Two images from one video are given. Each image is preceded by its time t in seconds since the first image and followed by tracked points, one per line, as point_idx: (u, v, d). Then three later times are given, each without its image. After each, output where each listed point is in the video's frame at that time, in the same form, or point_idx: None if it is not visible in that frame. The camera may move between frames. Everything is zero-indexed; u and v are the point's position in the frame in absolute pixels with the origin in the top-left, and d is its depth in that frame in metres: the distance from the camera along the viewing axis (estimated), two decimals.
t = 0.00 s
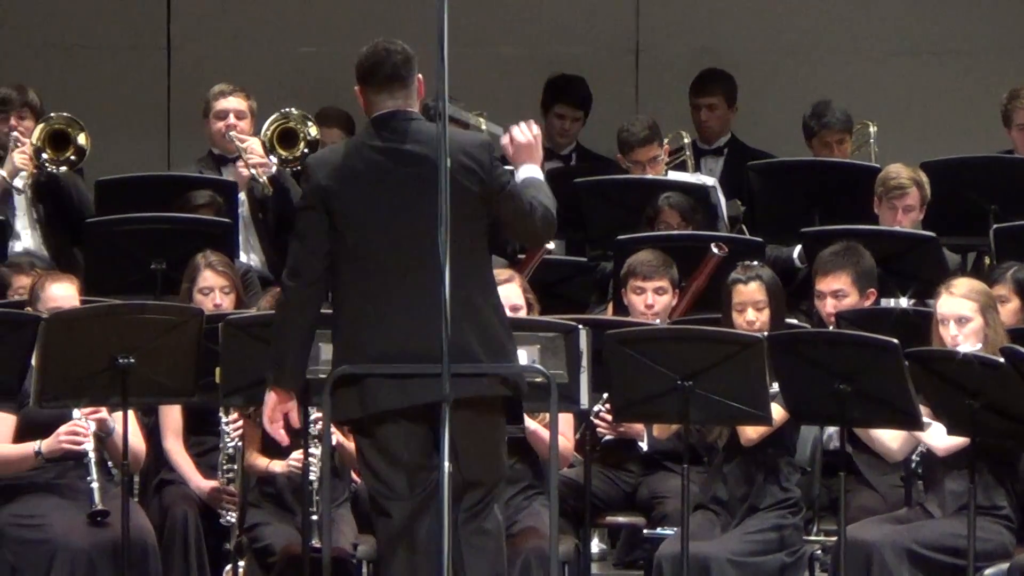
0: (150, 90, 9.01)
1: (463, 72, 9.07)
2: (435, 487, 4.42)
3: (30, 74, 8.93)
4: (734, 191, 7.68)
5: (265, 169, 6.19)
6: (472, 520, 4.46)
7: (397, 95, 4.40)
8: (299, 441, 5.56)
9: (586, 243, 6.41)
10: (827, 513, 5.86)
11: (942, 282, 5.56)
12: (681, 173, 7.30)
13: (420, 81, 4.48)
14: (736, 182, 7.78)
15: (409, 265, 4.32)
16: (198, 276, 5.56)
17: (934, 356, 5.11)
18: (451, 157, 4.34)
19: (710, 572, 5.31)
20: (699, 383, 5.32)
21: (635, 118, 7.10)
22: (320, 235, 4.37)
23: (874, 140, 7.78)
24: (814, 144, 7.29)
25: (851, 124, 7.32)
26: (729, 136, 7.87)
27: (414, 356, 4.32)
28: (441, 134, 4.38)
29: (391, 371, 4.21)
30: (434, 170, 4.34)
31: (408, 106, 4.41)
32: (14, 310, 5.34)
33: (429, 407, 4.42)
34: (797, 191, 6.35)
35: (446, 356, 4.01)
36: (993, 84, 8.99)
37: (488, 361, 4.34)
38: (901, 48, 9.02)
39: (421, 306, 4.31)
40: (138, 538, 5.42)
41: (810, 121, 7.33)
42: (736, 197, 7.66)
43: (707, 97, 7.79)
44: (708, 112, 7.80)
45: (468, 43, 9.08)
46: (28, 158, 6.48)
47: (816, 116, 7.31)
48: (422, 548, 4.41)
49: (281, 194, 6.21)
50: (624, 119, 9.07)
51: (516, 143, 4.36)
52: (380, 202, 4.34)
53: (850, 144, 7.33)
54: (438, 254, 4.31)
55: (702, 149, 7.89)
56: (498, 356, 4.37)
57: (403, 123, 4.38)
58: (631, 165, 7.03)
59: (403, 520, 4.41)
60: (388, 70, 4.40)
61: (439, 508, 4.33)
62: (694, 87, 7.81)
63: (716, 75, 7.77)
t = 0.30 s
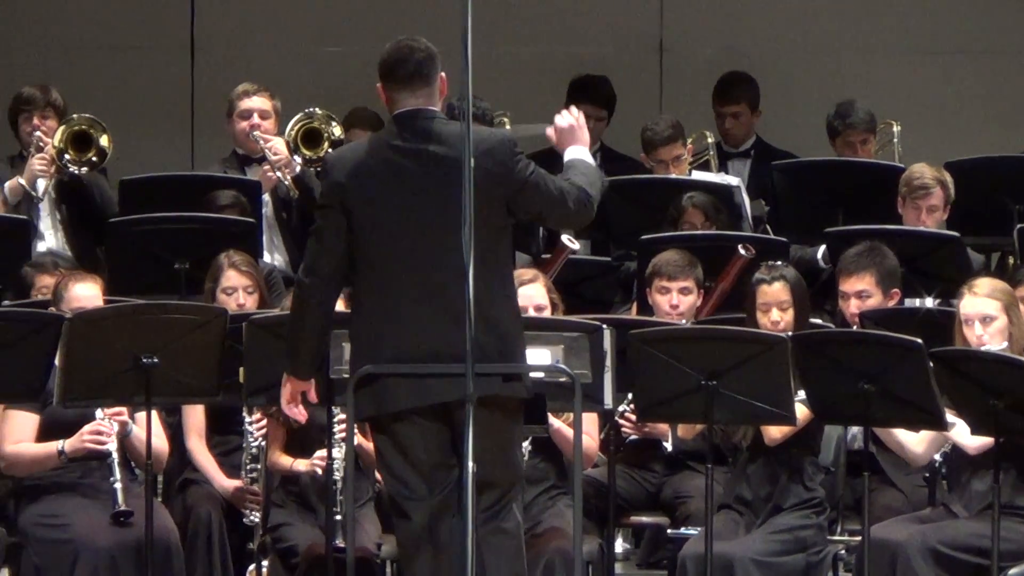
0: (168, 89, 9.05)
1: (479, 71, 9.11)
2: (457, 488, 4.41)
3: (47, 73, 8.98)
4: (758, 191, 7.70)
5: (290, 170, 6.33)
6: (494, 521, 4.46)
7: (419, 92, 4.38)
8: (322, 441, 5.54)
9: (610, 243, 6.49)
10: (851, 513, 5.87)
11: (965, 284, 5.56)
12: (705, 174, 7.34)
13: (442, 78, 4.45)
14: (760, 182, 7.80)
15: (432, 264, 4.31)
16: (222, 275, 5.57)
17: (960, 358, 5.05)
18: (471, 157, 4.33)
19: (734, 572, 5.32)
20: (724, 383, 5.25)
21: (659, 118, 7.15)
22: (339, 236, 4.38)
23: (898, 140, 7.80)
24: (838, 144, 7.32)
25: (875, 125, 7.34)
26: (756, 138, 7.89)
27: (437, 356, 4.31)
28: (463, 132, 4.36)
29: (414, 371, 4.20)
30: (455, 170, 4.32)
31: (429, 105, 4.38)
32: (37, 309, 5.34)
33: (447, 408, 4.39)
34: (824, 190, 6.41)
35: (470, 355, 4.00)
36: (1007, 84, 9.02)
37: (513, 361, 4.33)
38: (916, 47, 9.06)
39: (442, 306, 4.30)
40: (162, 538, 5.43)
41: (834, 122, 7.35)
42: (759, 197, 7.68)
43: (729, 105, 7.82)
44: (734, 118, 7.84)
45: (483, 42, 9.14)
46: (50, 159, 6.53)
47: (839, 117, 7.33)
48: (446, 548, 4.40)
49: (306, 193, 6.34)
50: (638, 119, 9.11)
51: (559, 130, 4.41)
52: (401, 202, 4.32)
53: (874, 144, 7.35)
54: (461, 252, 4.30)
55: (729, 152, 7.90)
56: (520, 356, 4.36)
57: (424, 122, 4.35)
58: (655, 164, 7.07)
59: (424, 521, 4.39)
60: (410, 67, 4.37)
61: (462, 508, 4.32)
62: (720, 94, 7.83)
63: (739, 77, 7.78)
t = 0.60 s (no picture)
0: (183, 90, 9.07)
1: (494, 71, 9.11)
2: (476, 488, 4.40)
3: (65, 73, 9.00)
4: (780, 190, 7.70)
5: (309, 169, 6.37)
6: (514, 522, 4.45)
7: (436, 94, 4.39)
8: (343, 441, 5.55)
9: (634, 243, 6.54)
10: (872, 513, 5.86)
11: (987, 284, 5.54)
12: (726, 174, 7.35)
13: (459, 81, 4.47)
14: (781, 182, 7.81)
15: (449, 264, 4.31)
16: (242, 275, 5.57)
17: (979, 357, 5.04)
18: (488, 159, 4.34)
19: (755, 572, 5.31)
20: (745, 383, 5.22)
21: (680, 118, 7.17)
22: (355, 237, 4.40)
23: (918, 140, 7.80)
24: (859, 144, 7.33)
25: (895, 125, 7.35)
26: (778, 136, 7.90)
27: (457, 356, 4.31)
28: (479, 136, 4.37)
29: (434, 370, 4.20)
30: (471, 172, 4.33)
31: (446, 107, 4.40)
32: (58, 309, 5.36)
33: (468, 409, 4.39)
34: (845, 190, 6.46)
35: (490, 355, 4.00)
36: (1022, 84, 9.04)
37: (532, 362, 4.32)
38: (931, 47, 9.07)
39: (460, 307, 4.30)
40: (183, 538, 5.42)
41: (854, 122, 7.36)
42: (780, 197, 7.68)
43: (752, 99, 7.78)
44: (756, 112, 7.79)
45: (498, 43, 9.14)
46: (71, 160, 6.58)
47: (860, 117, 7.34)
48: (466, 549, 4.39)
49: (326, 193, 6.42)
50: (654, 119, 9.11)
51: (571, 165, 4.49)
52: (418, 203, 4.33)
53: (894, 144, 7.36)
54: (481, 252, 4.30)
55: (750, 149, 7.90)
56: (540, 355, 4.36)
57: (441, 124, 4.37)
58: (677, 164, 7.09)
59: (444, 523, 4.39)
60: (427, 69, 4.39)
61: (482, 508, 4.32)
62: (743, 89, 7.80)
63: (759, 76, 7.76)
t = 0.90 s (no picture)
0: (197, 89, 9.07)
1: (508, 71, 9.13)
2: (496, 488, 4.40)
3: (77, 71, 8.99)
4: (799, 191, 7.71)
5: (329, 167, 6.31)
6: (535, 522, 4.45)
7: (458, 93, 4.38)
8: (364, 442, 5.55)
9: (655, 242, 6.56)
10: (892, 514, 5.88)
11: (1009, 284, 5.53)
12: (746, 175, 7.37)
13: (482, 79, 4.45)
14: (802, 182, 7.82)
15: (472, 264, 4.31)
16: (263, 275, 5.58)
17: (999, 358, 5.03)
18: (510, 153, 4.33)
19: (775, 573, 5.31)
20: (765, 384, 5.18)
21: (702, 118, 7.21)
22: (376, 234, 4.39)
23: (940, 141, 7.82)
24: (880, 145, 7.35)
25: (916, 126, 7.37)
26: (798, 141, 7.92)
27: (479, 356, 4.30)
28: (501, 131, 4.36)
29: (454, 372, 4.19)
30: (494, 170, 4.32)
31: (469, 105, 4.39)
32: (79, 309, 5.35)
33: (492, 409, 4.39)
34: (864, 189, 6.50)
35: (512, 355, 4.00)
36: None
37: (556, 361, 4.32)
38: (945, 48, 9.10)
39: (483, 308, 4.29)
40: (202, 539, 5.43)
41: (876, 122, 7.38)
42: (801, 197, 7.70)
43: (772, 106, 7.84)
44: (777, 119, 7.85)
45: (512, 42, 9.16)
46: (91, 160, 6.61)
47: (882, 117, 7.36)
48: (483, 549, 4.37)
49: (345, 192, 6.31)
50: (667, 119, 9.11)
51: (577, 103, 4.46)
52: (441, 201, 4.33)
53: (915, 146, 7.38)
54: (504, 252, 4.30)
55: (771, 152, 7.91)
56: (563, 356, 4.35)
57: (464, 121, 4.36)
58: (697, 163, 7.11)
59: (465, 523, 4.39)
60: (450, 68, 4.37)
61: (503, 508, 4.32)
62: (761, 95, 7.87)
63: (781, 81, 7.80)
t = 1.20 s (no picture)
0: (209, 89, 9.08)
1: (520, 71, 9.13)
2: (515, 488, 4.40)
3: (89, 72, 9.00)
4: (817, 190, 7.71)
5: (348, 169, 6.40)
6: (554, 523, 4.44)
7: (475, 95, 4.38)
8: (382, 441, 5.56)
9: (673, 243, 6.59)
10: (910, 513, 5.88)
11: None
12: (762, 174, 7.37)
13: (498, 82, 4.45)
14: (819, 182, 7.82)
15: (489, 265, 4.30)
16: (280, 275, 5.60)
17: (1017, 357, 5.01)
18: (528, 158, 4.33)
19: (793, 573, 5.30)
20: (783, 384, 5.15)
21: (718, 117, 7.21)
22: (393, 236, 4.38)
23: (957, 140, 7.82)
24: (898, 144, 7.35)
25: (934, 125, 7.37)
26: (814, 136, 7.92)
27: (497, 356, 4.29)
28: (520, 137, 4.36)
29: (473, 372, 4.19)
30: (511, 174, 4.32)
31: (485, 108, 4.39)
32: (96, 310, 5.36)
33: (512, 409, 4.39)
34: (882, 191, 6.51)
35: (529, 356, 4.00)
36: None
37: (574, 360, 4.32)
38: (958, 47, 9.09)
39: (502, 309, 4.29)
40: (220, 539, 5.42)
41: (894, 121, 7.38)
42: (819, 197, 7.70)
43: (786, 99, 7.84)
44: (789, 113, 7.85)
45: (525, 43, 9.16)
46: (107, 162, 6.67)
47: (900, 116, 7.36)
48: (502, 549, 4.37)
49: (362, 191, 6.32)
50: (680, 119, 9.11)
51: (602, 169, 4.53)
52: (459, 204, 4.32)
53: (933, 145, 7.38)
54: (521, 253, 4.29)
55: (786, 148, 7.93)
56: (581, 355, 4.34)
57: (481, 125, 4.36)
58: (714, 163, 7.12)
59: (484, 523, 4.39)
60: (466, 70, 4.37)
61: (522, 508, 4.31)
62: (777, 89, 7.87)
63: (796, 76, 7.82)
